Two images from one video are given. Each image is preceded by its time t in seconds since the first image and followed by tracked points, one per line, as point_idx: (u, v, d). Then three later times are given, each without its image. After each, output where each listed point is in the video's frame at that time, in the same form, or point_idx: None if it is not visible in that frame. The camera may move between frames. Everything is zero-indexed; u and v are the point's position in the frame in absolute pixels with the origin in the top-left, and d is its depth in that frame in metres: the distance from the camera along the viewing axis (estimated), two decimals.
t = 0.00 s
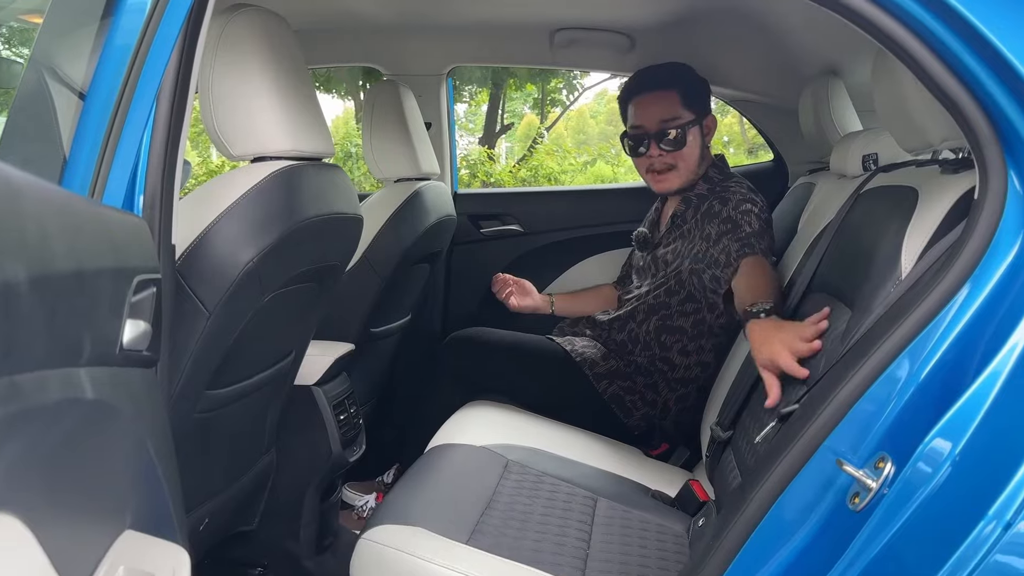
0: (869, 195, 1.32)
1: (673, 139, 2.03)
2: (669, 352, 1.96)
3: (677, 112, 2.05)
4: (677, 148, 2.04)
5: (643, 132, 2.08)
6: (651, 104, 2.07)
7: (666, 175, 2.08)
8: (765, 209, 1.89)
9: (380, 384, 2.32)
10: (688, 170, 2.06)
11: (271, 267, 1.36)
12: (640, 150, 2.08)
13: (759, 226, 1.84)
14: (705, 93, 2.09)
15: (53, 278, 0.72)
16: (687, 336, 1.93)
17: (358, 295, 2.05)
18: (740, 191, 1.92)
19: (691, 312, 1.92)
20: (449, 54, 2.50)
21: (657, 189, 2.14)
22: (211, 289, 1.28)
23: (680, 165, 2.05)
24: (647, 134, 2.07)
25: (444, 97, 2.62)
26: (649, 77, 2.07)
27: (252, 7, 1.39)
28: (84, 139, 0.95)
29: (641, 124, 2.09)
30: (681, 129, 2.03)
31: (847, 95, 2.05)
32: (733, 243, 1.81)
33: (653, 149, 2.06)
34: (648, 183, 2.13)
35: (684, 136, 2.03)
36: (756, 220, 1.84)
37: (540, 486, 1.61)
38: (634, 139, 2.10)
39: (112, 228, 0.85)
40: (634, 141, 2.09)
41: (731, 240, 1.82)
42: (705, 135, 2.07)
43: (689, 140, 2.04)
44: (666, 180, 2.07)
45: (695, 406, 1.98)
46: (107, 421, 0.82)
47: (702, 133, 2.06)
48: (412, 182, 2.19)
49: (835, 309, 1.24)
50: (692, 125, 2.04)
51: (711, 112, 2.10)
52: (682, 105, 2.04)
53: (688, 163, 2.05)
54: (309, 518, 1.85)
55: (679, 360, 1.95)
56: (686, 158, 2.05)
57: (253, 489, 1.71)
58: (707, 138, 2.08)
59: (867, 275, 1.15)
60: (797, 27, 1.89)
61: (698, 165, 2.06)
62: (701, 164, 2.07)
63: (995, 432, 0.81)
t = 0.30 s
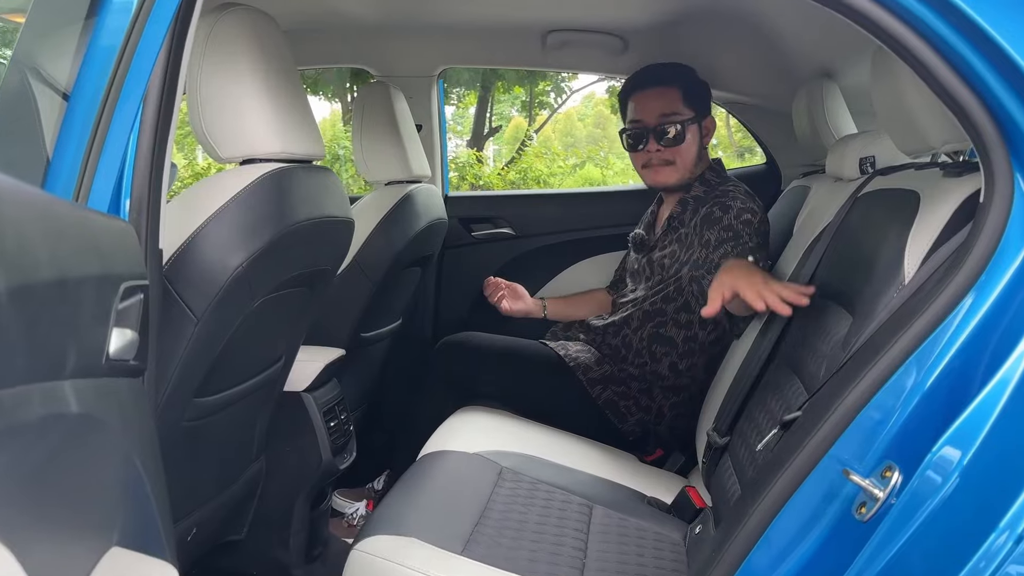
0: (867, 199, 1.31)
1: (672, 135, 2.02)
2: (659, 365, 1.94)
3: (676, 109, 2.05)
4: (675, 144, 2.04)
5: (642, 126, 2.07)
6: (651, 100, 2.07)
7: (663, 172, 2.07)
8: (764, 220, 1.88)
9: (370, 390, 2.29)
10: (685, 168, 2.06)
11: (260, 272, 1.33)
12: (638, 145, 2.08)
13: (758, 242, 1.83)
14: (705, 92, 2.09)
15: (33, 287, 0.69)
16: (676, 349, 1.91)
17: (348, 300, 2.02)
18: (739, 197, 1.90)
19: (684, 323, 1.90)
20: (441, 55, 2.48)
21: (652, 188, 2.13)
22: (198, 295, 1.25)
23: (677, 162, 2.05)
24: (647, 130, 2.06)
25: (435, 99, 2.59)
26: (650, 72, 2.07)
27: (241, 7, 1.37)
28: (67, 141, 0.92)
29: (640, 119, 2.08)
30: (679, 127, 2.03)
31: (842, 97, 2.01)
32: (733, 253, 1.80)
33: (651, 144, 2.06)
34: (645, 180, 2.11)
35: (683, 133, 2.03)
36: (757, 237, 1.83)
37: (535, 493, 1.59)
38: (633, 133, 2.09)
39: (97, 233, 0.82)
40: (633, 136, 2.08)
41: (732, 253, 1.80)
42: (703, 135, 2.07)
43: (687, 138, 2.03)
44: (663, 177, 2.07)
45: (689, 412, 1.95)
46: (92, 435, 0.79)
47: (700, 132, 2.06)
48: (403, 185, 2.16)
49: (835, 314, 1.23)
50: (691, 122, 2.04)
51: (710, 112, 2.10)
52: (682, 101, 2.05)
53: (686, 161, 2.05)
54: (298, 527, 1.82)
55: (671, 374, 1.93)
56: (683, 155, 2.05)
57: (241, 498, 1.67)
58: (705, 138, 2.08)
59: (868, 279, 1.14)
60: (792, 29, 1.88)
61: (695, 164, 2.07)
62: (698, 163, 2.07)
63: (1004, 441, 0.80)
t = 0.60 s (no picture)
0: (866, 201, 1.30)
1: (670, 130, 2.03)
2: (656, 358, 1.92)
3: (674, 106, 2.05)
4: (672, 139, 2.03)
5: (641, 120, 2.07)
6: (649, 95, 2.07)
7: (659, 169, 2.06)
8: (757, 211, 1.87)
9: (361, 394, 2.25)
10: (680, 167, 2.04)
11: (249, 274, 1.30)
12: (635, 139, 2.07)
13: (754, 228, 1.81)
14: (701, 95, 2.11)
15: (16, 295, 0.66)
16: (676, 340, 1.89)
17: (339, 303, 1.99)
18: (734, 192, 1.89)
19: (682, 315, 1.88)
20: (431, 55, 2.45)
21: (647, 187, 2.11)
22: (186, 299, 1.22)
23: (673, 158, 2.04)
24: (645, 124, 2.06)
25: (426, 100, 2.56)
26: (649, 68, 2.08)
27: (230, 4, 1.33)
28: (50, 143, 0.89)
29: (638, 113, 2.08)
30: (677, 123, 2.03)
31: (837, 98, 2.00)
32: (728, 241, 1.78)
33: (648, 138, 2.05)
34: (641, 176, 2.10)
35: (680, 129, 2.03)
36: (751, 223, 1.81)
37: (530, 500, 1.57)
38: (630, 128, 2.09)
39: (82, 236, 0.79)
40: (630, 130, 2.08)
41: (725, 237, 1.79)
42: (700, 135, 2.07)
43: (684, 134, 2.03)
44: (658, 173, 2.05)
45: (685, 415, 1.94)
46: (78, 448, 0.77)
47: (697, 131, 2.06)
48: (393, 187, 2.14)
49: (834, 318, 1.22)
50: (688, 119, 2.05)
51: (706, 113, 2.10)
52: (680, 98, 2.05)
53: (682, 158, 2.03)
54: (288, 535, 1.78)
55: (668, 369, 1.91)
56: (680, 151, 2.03)
57: (230, 506, 1.64)
58: (702, 138, 2.07)
59: (869, 282, 1.12)
60: (786, 30, 1.87)
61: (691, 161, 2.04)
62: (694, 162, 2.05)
63: (1013, 450, 0.79)
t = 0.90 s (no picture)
0: (864, 200, 1.29)
1: (656, 142, 2.00)
2: (650, 367, 1.90)
3: (658, 114, 2.02)
4: (660, 150, 2.01)
5: (625, 136, 2.04)
6: (632, 108, 2.04)
7: (653, 178, 2.04)
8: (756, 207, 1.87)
9: (351, 397, 2.22)
10: (673, 171, 2.02)
11: (239, 276, 1.27)
12: (623, 154, 2.05)
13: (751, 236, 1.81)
14: (686, 93, 2.05)
15: None
16: (667, 351, 1.88)
17: (330, 305, 1.96)
18: (727, 194, 1.87)
19: (675, 325, 1.87)
20: (422, 54, 2.42)
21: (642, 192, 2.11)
22: (174, 301, 1.19)
23: (663, 168, 2.02)
24: (631, 138, 2.03)
25: (416, 99, 2.54)
26: (629, 82, 2.04)
27: None
28: (33, 140, 0.86)
29: (623, 130, 2.06)
30: (663, 132, 2.00)
31: (832, 98, 2.00)
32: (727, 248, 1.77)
33: (636, 154, 2.03)
34: (636, 187, 2.09)
35: (666, 138, 2.00)
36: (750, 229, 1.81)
37: (525, 504, 1.54)
38: (617, 145, 2.07)
39: (67, 233, 0.77)
40: (617, 148, 2.06)
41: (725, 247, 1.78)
42: (688, 136, 2.04)
43: (671, 142, 2.00)
44: (651, 182, 2.04)
45: (678, 419, 1.93)
46: (62, 456, 0.73)
47: (684, 134, 2.03)
48: (384, 187, 2.11)
49: (835, 319, 1.20)
50: (675, 126, 2.01)
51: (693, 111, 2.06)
52: (663, 107, 2.01)
53: (672, 166, 2.01)
54: (278, 541, 1.75)
55: (661, 375, 1.89)
56: (669, 160, 2.01)
57: (218, 512, 1.60)
58: (690, 139, 2.04)
59: (871, 281, 1.11)
60: (781, 27, 1.86)
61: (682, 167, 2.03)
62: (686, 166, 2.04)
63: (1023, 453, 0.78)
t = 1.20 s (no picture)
0: (862, 199, 1.28)
1: (653, 128, 1.99)
2: (648, 365, 1.89)
3: (660, 103, 2.01)
4: (655, 137, 2.00)
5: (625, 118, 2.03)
6: (636, 91, 2.03)
7: (642, 166, 2.02)
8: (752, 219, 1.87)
9: (343, 399, 2.20)
10: (664, 163, 2.01)
11: (230, 276, 1.24)
12: (619, 136, 2.04)
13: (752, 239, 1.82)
14: (693, 89, 2.05)
15: None
16: (661, 354, 1.87)
17: (321, 306, 1.93)
18: (715, 194, 1.87)
19: (671, 334, 1.86)
20: (413, 52, 2.40)
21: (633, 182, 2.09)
22: (165, 302, 1.16)
23: (656, 156, 2.00)
24: (630, 120, 2.02)
25: (407, 98, 2.52)
26: (639, 65, 2.04)
27: None
28: (18, 137, 0.83)
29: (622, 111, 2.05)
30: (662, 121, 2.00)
31: (826, 97, 1.99)
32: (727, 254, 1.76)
33: (630, 136, 2.02)
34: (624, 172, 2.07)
35: (664, 126, 2.00)
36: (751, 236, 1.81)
37: (521, 506, 1.53)
38: (615, 126, 2.06)
39: (54, 231, 0.74)
40: (613, 129, 2.05)
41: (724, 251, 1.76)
42: (688, 134, 2.03)
43: (668, 132, 2.00)
44: (641, 170, 2.02)
45: (673, 419, 1.92)
46: (51, 462, 0.71)
47: (684, 130, 2.02)
48: (375, 186, 2.09)
49: (835, 318, 1.19)
50: (674, 118, 2.01)
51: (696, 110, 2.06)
52: (667, 97, 2.01)
53: (666, 156, 2.00)
54: (269, 545, 1.72)
55: (656, 373, 1.88)
56: (662, 150, 2.00)
57: (209, 517, 1.57)
58: (689, 136, 2.04)
59: (872, 279, 1.10)
60: (775, 25, 1.85)
61: (675, 161, 2.01)
62: (680, 162, 2.02)
63: None
